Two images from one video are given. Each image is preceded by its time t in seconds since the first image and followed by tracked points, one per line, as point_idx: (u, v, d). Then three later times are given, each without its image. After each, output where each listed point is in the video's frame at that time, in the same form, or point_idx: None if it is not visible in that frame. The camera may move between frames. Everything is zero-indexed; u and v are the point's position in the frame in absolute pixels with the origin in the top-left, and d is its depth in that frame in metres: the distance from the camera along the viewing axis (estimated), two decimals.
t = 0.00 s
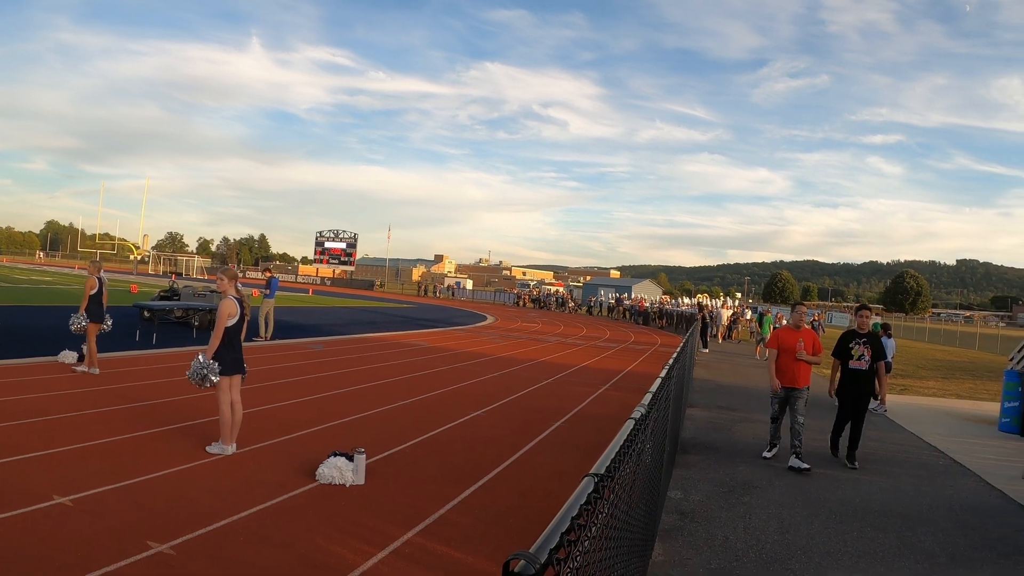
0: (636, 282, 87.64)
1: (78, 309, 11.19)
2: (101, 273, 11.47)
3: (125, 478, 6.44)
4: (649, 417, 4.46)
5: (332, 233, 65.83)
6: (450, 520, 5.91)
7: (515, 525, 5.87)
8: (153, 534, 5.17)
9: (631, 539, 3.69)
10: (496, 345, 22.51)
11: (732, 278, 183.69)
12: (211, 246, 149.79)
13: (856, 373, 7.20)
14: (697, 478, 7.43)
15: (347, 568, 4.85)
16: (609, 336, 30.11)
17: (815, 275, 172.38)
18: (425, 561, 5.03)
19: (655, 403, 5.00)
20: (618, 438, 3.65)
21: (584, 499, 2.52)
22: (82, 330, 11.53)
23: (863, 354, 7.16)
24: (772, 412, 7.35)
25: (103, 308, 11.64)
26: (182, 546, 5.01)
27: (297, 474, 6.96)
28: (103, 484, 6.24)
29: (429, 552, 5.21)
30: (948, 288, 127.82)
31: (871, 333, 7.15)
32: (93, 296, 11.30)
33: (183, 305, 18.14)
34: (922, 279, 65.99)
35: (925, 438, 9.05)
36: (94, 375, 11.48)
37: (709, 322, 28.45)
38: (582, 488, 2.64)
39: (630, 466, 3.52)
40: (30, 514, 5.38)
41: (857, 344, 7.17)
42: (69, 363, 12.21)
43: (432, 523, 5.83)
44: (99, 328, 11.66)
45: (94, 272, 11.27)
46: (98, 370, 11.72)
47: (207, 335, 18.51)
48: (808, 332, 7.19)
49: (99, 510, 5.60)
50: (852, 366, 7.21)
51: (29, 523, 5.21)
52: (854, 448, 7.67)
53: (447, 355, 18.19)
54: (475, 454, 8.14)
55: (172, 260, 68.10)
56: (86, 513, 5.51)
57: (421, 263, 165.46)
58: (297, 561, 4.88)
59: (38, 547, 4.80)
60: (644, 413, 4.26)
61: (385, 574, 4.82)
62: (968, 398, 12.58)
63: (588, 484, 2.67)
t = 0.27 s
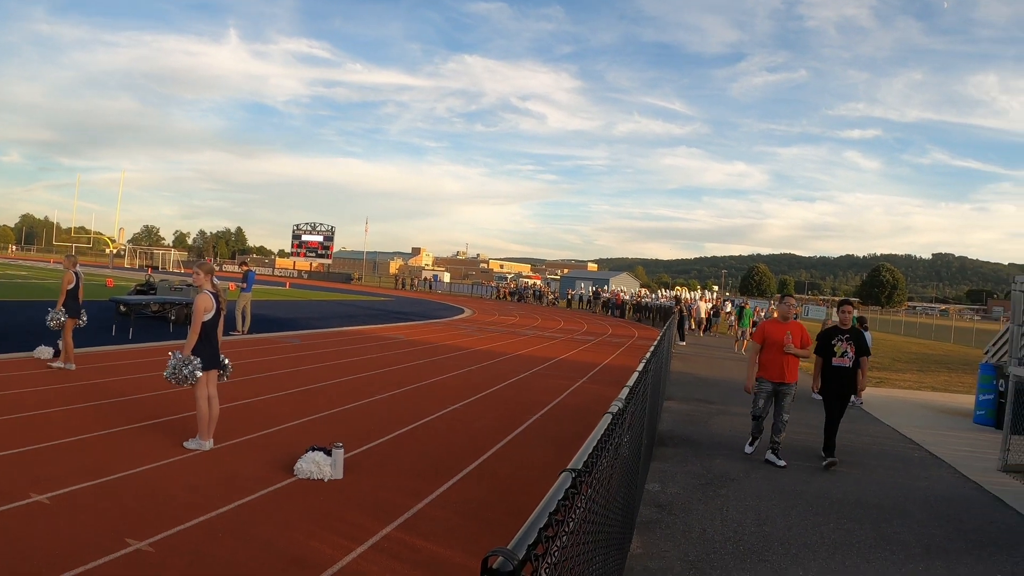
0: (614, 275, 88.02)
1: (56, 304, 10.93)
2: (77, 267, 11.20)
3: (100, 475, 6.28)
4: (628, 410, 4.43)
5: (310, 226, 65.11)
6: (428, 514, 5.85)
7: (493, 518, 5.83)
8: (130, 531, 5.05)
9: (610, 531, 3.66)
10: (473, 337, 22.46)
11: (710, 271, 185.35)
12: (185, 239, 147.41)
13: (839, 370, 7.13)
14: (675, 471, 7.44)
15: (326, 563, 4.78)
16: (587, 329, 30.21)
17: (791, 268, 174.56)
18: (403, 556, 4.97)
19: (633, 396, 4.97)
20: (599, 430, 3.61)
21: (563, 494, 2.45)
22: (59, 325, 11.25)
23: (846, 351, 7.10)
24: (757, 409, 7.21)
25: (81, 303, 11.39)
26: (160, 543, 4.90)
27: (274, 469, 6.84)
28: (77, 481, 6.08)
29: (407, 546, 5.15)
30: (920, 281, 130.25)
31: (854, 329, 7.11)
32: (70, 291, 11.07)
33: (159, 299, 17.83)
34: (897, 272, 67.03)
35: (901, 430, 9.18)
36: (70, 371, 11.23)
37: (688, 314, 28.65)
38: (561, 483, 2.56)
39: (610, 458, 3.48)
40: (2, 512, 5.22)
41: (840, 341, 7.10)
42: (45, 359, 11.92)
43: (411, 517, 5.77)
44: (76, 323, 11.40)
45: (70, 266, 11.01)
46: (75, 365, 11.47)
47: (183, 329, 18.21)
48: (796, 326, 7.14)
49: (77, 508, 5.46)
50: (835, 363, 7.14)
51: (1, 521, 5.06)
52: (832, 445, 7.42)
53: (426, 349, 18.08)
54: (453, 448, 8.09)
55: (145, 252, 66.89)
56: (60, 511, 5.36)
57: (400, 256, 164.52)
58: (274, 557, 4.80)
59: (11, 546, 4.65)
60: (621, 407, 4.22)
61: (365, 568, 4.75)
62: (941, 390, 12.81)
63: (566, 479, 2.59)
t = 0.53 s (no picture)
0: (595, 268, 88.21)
1: (34, 298, 10.69)
2: (55, 261, 10.95)
3: (76, 471, 6.14)
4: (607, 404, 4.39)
5: (288, 218, 64.38)
6: (408, 508, 5.80)
7: (473, 512, 5.79)
8: (108, 528, 4.94)
9: (589, 524, 3.63)
10: (451, 330, 22.38)
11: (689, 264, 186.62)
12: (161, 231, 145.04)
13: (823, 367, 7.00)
14: (654, 463, 7.47)
15: (306, 557, 4.71)
16: (566, 322, 30.27)
17: (769, 261, 176.49)
18: (383, 549, 4.92)
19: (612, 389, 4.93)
20: (579, 423, 3.59)
21: (542, 486, 2.40)
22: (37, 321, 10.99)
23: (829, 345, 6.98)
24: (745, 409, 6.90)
25: (59, 297, 11.15)
26: (141, 539, 4.79)
27: (253, 464, 6.74)
28: (53, 477, 5.94)
29: (387, 540, 5.09)
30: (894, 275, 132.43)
31: (837, 324, 7.00)
32: (47, 284, 10.84)
33: (136, 292, 17.53)
34: (874, 266, 67.97)
35: (879, 423, 9.29)
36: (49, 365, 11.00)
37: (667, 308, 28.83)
38: (540, 476, 2.50)
39: (589, 449, 3.45)
40: None
41: (824, 336, 6.97)
42: (23, 353, 11.65)
43: (390, 511, 5.71)
44: (54, 317, 11.15)
45: (48, 260, 10.76)
46: (54, 359, 11.25)
47: (161, 322, 17.92)
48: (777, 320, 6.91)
49: (52, 504, 5.32)
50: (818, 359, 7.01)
51: None
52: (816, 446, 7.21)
53: (405, 342, 17.96)
54: (431, 441, 8.03)
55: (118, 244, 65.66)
56: (36, 507, 5.23)
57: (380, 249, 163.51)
58: (252, 552, 4.71)
59: None
60: (599, 400, 4.17)
61: (345, 562, 4.69)
62: (917, 383, 13.00)
63: (546, 472, 2.54)
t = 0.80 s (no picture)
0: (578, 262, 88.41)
1: (13, 292, 10.44)
2: (35, 254, 10.75)
3: (56, 467, 6.02)
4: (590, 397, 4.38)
5: (270, 212, 63.73)
6: (391, 502, 5.75)
7: (455, 505, 5.76)
8: (89, 524, 4.85)
9: (573, 517, 3.61)
10: (433, 324, 22.31)
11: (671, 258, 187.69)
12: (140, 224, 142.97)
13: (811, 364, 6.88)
14: (637, 457, 7.48)
15: (289, 552, 4.65)
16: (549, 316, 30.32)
17: (750, 256, 178.01)
18: (365, 543, 4.87)
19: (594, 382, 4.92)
20: (562, 415, 3.56)
21: (526, 480, 2.36)
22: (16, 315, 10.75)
23: (818, 342, 6.86)
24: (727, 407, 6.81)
25: (40, 291, 10.90)
26: (123, 535, 4.71)
27: (235, 458, 6.65)
28: (32, 473, 5.81)
29: (370, 534, 5.05)
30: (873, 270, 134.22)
31: (826, 320, 6.86)
32: (27, 278, 10.58)
33: (117, 286, 17.24)
34: (854, 261, 68.77)
35: (860, 417, 9.39)
36: (29, 360, 10.80)
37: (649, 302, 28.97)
38: (523, 471, 2.46)
39: (572, 442, 3.43)
40: None
41: (812, 332, 6.84)
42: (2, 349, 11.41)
43: (372, 505, 5.66)
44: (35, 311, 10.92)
45: (29, 253, 10.55)
46: (35, 353, 11.04)
47: (142, 316, 17.65)
48: (762, 315, 6.79)
49: (31, 500, 5.21)
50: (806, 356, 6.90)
51: None
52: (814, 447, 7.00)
53: (387, 336, 17.85)
54: (413, 435, 7.98)
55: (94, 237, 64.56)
56: (15, 504, 5.12)
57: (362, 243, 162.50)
58: (234, 547, 4.64)
59: None
60: (582, 393, 4.15)
61: (327, 557, 4.64)
62: (897, 377, 13.18)
63: (529, 466, 2.50)
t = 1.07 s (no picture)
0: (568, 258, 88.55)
1: None
2: (23, 249, 10.62)
3: (44, 462, 5.95)
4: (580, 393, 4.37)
5: (258, 207, 63.32)
6: (381, 498, 5.73)
7: (445, 501, 5.75)
8: (79, 520, 4.79)
9: (564, 512, 3.60)
10: (421, 320, 22.26)
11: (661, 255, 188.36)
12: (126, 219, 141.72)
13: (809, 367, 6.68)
14: (626, 452, 7.50)
15: (279, 548, 4.61)
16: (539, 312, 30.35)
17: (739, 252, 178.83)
18: (355, 539, 4.85)
19: (584, 378, 4.91)
20: (554, 410, 3.55)
21: (518, 476, 2.36)
22: (4, 309, 10.61)
23: (817, 345, 6.66)
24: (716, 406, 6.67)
25: (29, 286, 10.75)
26: (112, 531, 4.66)
27: (224, 454, 6.60)
28: (19, 469, 5.74)
29: (360, 530, 5.02)
30: (860, 267, 135.33)
31: (826, 323, 6.66)
32: (14, 273, 10.43)
33: (106, 281, 17.06)
34: (842, 258, 69.27)
35: (849, 413, 9.47)
36: (18, 355, 10.68)
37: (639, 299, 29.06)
38: (515, 466, 2.46)
39: (563, 437, 3.42)
40: None
41: (811, 335, 6.63)
42: None
43: (362, 501, 5.63)
44: (25, 306, 10.78)
45: (17, 248, 10.42)
46: (24, 349, 10.90)
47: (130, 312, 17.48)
48: (758, 314, 6.57)
49: (19, 497, 5.15)
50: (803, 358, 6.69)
51: None
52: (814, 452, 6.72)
53: (376, 331, 17.79)
54: (403, 431, 7.95)
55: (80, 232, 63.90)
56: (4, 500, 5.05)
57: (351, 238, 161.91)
58: (224, 544, 4.60)
59: None
60: (573, 389, 4.14)
61: (318, 552, 4.61)
62: (885, 374, 13.30)
63: (520, 462, 2.50)
